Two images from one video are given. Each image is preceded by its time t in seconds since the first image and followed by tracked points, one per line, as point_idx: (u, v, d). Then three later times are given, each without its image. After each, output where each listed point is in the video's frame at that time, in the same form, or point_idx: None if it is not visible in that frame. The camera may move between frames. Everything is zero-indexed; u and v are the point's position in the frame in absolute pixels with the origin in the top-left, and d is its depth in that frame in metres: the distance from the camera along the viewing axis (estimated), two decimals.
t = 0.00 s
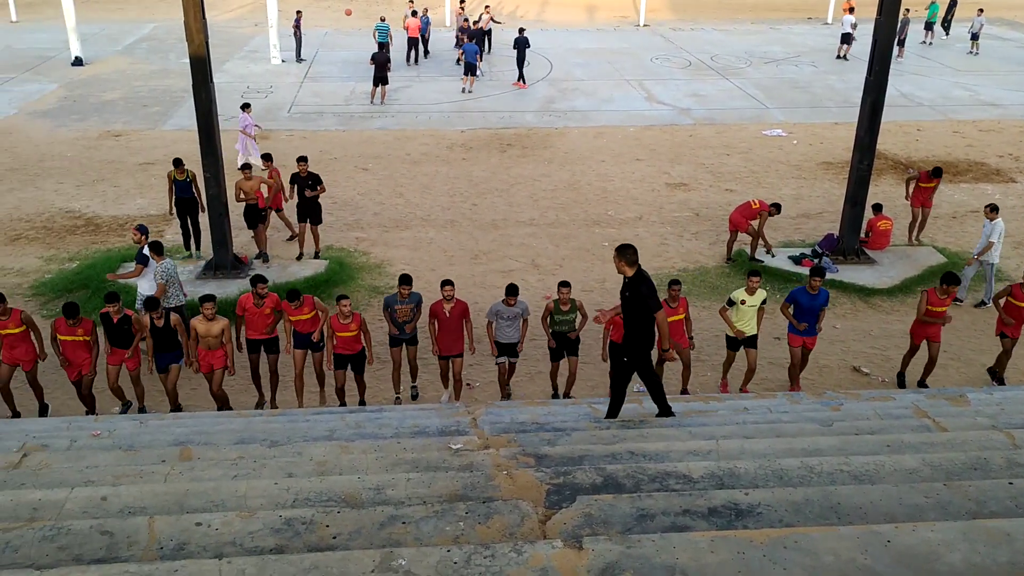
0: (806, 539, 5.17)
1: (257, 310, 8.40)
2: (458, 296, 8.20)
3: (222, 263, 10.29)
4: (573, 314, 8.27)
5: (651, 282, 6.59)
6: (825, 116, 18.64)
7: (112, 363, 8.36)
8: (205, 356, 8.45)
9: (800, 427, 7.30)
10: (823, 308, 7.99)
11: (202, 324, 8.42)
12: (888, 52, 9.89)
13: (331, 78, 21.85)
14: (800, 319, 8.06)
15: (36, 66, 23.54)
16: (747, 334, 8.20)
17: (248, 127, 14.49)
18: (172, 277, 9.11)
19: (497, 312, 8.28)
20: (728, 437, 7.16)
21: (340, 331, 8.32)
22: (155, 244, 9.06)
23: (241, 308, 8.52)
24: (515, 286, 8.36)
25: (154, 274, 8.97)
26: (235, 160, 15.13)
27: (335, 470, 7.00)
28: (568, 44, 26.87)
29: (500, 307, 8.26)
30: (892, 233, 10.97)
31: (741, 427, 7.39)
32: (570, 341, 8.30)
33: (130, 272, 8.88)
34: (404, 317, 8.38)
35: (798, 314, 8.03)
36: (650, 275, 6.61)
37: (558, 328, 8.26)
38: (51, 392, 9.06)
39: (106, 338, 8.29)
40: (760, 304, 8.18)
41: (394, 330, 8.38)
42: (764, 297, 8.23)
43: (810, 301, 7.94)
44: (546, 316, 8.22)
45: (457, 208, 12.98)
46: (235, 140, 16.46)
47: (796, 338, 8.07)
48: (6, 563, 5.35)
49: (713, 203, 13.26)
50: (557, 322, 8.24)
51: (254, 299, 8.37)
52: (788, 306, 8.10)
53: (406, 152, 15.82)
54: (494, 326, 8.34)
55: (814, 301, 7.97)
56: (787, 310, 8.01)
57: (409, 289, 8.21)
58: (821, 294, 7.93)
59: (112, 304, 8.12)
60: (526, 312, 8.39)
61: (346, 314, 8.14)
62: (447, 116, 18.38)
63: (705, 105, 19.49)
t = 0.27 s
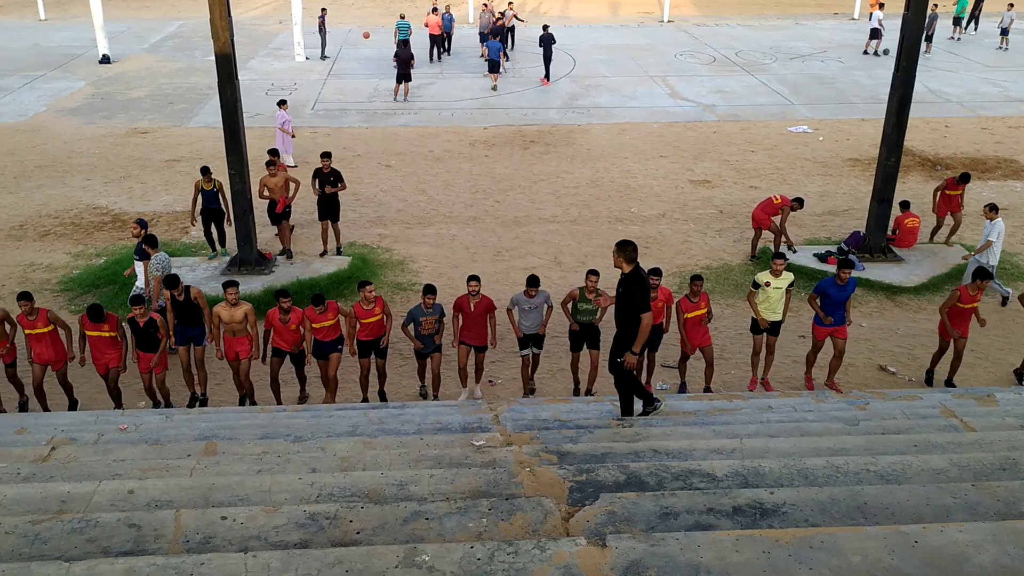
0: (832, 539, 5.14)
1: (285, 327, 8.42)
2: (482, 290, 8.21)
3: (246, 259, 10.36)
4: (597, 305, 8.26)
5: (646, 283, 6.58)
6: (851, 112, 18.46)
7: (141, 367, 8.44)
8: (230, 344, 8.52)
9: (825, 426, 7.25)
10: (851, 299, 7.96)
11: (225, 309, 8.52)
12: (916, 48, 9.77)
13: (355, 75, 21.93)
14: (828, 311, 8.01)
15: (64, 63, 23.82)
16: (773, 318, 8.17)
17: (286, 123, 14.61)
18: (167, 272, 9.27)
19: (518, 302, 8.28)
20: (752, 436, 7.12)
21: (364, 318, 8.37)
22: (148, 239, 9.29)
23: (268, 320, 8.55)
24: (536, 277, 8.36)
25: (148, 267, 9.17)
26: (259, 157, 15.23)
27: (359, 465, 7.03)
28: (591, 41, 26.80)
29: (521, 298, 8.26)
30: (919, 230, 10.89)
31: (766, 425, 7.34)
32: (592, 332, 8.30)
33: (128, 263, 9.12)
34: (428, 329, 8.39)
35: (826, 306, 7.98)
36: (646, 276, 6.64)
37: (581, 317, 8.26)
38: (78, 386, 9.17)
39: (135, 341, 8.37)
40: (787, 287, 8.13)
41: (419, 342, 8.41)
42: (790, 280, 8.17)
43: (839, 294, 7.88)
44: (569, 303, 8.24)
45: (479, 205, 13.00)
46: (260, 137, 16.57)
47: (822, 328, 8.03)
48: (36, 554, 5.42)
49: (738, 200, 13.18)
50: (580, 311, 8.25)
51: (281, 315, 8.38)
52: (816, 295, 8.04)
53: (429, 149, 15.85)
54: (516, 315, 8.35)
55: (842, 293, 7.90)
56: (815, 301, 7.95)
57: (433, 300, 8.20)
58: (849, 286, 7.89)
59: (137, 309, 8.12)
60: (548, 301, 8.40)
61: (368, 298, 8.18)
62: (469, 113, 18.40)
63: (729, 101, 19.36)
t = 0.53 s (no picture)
0: (865, 540, 5.09)
1: (310, 302, 8.52)
2: (511, 282, 8.22)
3: (276, 253, 10.45)
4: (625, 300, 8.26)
5: (648, 285, 6.51)
6: (886, 108, 18.23)
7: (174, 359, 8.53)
8: (257, 321, 8.77)
9: (857, 426, 7.18)
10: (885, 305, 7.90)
11: (251, 290, 8.67)
12: (953, 44, 9.64)
13: (384, 70, 22.01)
14: (861, 318, 7.97)
15: (100, 59, 24.15)
16: (800, 333, 8.07)
17: (331, 118, 14.79)
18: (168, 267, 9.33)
19: (548, 304, 8.30)
20: (783, 435, 7.07)
21: (398, 326, 8.32)
22: (152, 234, 9.16)
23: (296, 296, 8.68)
24: (566, 278, 8.36)
25: (149, 264, 9.15)
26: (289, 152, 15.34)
27: (388, 459, 7.06)
28: (621, 36, 26.67)
29: (550, 299, 8.27)
30: (954, 228, 10.74)
31: (796, 424, 7.29)
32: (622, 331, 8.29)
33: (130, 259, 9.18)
34: (455, 308, 8.40)
35: (859, 310, 7.93)
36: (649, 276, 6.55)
37: (610, 320, 8.26)
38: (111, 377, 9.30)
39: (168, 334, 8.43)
40: (815, 302, 8.06)
41: (445, 321, 8.42)
42: (819, 295, 8.09)
43: (873, 299, 7.83)
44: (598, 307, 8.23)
45: (508, 200, 13.00)
46: (290, 132, 16.68)
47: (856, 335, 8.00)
48: (71, 542, 5.50)
49: (769, 197, 13.08)
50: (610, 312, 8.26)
51: (306, 290, 8.49)
52: (849, 303, 7.97)
53: (458, 144, 15.87)
54: (545, 317, 8.38)
55: (876, 299, 7.86)
56: (848, 308, 7.90)
57: (460, 279, 8.26)
58: (883, 292, 7.83)
59: (170, 302, 8.18)
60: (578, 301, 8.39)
61: (404, 308, 8.11)
62: (499, 108, 18.39)
63: (761, 97, 19.19)
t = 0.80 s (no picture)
0: (901, 544, 5.03)
1: (344, 320, 8.55)
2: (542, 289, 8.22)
3: (309, 250, 10.55)
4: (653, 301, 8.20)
5: (648, 279, 6.57)
6: (924, 107, 17.96)
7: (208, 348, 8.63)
8: (293, 343, 8.69)
9: (893, 429, 7.09)
10: (922, 300, 7.80)
11: (286, 315, 8.56)
12: (994, 42, 9.52)
13: (417, 68, 22.10)
14: (897, 312, 7.88)
15: (138, 56, 24.51)
16: (838, 319, 8.02)
17: (376, 115, 14.95)
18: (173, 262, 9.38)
19: (581, 303, 8.30)
20: (817, 437, 7.00)
21: (428, 310, 8.48)
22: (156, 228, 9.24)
23: (330, 312, 8.70)
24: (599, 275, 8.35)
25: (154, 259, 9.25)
26: (323, 148, 15.46)
27: (419, 456, 7.09)
28: (655, 33, 26.54)
29: (584, 297, 8.28)
30: (995, 229, 10.52)
31: (831, 426, 7.22)
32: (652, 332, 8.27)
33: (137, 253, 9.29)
34: (484, 319, 8.42)
35: (895, 307, 7.87)
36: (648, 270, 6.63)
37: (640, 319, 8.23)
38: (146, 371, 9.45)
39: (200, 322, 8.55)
40: (855, 287, 7.97)
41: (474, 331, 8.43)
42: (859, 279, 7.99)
43: (910, 294, 7.75)
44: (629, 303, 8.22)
45: (540, 198, 13.00)
46: (324, 129, 16.82)
47: (891, 330, 7.89)
48: (109, 532, 5.59)
49: (804, 196, 12.96)
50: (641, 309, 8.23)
51: (342, 308, 8.50)
52: (885, 295, 7.90)
53: (491, 142, 15.90)
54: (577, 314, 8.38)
55: (913, 293, 7.77)
56: (884, 301, 7.84)
57: (487, 290, 8.26)
58: (921, 286, 7.74)
59: (205, 289, 8.31)
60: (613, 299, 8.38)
61: (436, 289, 8.30)
62: (531, 106, 18.40)
63: (797, 95, 19.01)
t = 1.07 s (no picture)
0: (941, 550, 4.95)
1: (377, 298, 8.69)
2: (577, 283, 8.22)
3: (345, 249, 10.65)
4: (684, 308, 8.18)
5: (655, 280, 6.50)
6: (967, 106, 17.65)
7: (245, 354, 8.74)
8: (325, 315, 8.93)
9: (932, 432, 7.00)
10: (961, 306, 7.71)
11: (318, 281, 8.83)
12: None
13: (452, 67, 22.19)
14: (934, 318, 7.76)
15: (179, 57, 24.89)
16: (875, 340, 7.91)
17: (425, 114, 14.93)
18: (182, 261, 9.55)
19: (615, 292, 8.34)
20: (854, 440, 6.93)
21: (462, 319, 8.46)
22: (167, 227, 9.45)
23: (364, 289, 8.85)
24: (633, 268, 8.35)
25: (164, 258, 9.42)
26: (358, 148, 15.59)
27: (453, 454, 7.13)
28: (690, 32, 26.38)
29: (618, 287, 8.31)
30: None
31: (869, 429, 7.14)
32: (683, 334, 8.25)
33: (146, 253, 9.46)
34: (518, 309, 8.44)
35: (933, 312, 7.76)
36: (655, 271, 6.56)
37: (671, 321, 8.20)
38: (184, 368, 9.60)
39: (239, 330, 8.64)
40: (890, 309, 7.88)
41: (508, 322, 8.44)
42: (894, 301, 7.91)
43: (948, 300, 7.68)
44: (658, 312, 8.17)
45: (575, 198, 13.00)
46: (360, 129, 16.96)
47: (930, 336, 7.71)
48: (150, 526, 5.69)
49: (842, 197, 12.81)
50: (670, 317, 8.18)
51: (375, 285, 8.64)
52: (922, 302, 7.84)
53: (525, 142, 15.92)
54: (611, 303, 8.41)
55: (952, 300, 7.70)
56: (922, 306, 7.72)
57: (520, 279, 8.29)
58: (959, 292, 7.68)
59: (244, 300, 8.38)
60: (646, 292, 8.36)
61: (469, 300, 8.27)
62: (566, 105, 18.38)
63: (835, 94, 18.78)
